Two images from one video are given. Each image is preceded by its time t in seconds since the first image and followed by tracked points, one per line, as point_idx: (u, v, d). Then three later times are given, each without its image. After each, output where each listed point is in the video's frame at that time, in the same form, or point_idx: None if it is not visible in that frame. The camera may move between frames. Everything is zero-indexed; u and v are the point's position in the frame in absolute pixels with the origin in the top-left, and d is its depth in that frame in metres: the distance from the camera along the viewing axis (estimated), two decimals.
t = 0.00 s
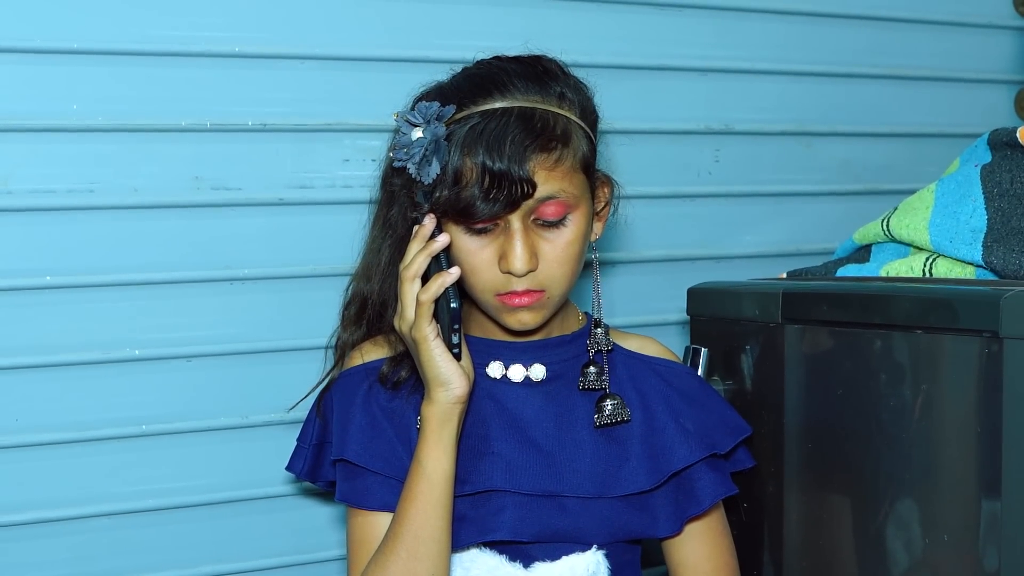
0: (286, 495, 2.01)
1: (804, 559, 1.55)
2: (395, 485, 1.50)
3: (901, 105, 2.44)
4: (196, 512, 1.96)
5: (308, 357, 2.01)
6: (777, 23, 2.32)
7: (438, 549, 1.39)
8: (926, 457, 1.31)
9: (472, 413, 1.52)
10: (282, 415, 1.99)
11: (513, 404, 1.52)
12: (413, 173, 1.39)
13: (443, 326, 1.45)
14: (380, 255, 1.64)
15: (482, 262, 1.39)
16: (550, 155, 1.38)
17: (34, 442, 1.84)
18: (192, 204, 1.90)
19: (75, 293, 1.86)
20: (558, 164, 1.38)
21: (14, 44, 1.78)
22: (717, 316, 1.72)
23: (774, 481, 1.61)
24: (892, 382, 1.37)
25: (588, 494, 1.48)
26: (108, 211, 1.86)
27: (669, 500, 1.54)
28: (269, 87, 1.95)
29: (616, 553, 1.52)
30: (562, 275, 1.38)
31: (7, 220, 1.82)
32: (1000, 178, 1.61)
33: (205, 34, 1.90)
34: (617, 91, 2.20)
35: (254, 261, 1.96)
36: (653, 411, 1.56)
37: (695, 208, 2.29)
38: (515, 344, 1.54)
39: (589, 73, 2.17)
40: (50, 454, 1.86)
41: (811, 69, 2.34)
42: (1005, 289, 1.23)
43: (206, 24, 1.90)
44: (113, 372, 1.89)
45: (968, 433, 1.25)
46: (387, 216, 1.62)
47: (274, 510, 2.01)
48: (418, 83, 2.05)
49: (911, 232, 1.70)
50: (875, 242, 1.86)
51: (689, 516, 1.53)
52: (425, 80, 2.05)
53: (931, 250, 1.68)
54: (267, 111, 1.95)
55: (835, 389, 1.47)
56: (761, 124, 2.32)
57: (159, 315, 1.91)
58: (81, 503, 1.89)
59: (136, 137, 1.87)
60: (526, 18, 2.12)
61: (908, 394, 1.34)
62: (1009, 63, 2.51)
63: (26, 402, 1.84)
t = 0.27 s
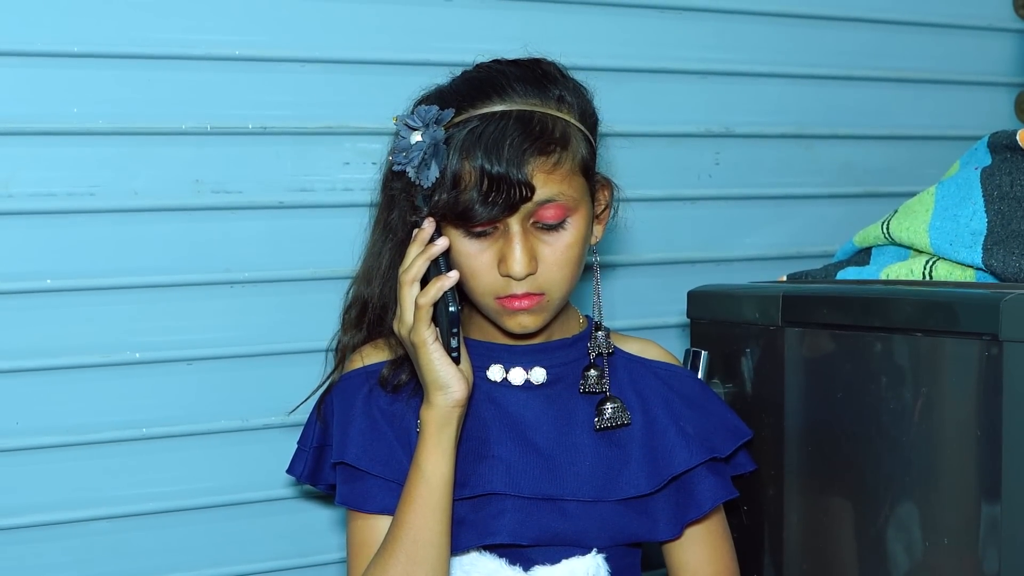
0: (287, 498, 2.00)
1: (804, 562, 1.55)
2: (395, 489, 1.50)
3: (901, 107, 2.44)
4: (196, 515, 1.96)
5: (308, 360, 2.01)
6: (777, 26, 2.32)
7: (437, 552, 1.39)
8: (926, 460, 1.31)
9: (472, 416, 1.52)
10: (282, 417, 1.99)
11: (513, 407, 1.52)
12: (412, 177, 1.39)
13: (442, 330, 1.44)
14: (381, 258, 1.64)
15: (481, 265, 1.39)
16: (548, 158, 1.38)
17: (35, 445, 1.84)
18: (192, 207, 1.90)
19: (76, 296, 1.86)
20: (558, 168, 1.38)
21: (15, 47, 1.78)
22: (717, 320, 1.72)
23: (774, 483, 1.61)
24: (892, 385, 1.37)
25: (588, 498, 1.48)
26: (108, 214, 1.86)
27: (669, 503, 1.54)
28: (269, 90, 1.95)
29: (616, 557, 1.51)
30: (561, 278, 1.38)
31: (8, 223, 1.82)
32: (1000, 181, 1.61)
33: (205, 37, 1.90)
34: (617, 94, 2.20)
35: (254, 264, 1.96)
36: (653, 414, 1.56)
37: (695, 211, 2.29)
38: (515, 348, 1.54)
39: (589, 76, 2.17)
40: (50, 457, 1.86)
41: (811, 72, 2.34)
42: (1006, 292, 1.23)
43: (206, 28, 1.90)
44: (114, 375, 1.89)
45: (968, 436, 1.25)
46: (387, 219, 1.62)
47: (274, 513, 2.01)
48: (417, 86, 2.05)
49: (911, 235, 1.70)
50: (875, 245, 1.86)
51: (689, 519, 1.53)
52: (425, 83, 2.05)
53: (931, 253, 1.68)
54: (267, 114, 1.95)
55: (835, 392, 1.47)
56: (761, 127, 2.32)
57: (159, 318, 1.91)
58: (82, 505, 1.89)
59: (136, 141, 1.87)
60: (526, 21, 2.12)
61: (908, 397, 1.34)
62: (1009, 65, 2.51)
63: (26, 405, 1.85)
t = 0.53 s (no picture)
0: (287, 504, 2.01)
1: (804, 568, 1.55)
2: (395, 496, 1.50)
3: (901, 114, 2.44)
4: (196, 521, 1.95)
5: (308, 366, 2.01)
6: (777, 32, 2.32)
7: (437, 560, 1.39)
8: (925, 467, 1.31)
9: (472, 424, 1.52)
10: (282, 424, 1.99)
11: (513, 415, 1.52)
12: (413, 185, 1.39)
13: (442, 338, 1.44)
14: (382, 266, 1.64)
15: (482, 273, 1.39)
16: (548, 165, 1.38)
17: (35, 451, 1.83)
18: (192, 214, 1.90)
19: (76, 303, 1.86)
20: (557, 175, 1.38)
21: (15, 54, 1.79)
22: (718, 327, 1.72)
23: (774, 491, 1.61)
24: (892, 392, 1.37)
25: (589, 506, 1.48)
26: (109, 221, 1.86)
27: (669, 512, 1.54)
28: (269, 97, 1.95)
29: (616, 564, 1.51)
30: (561, 285, 1.38)
31: (7, 230, 1.82)
32: (1000, 188, 1.61)
33: (205, 43, 1.91)
34: (617, 101, 2.21)
35: (254, 270, 1.96)
36: (654, 422, 1.56)
37: (696, 217, 2.30)
38: (515, 356, 1.54)
39: (589, 83, 2.18)
40: (50, 463, 1.86)
41: (810, 78, 2.35)
42: (1005, 300, 1.23)
43: (206, 35, 1.91)
44: (114, 382, 1.89)
45: (968, 443, 1.25)
46: (388, 227, 1.62)
47: (274, 520, 2.01)
48: (417, 93, 2.05)
49: (911, 243, 1.70)
50: (874, 252, 1.86)
51: (689, 528, 1.53)
52: (424, 90, 2.06)
53: (930, 261, 1.68)
54: (267, 121, 1.96)
55: (834, 400, 1.47)
56: (761, 133, 2.32)
57: (159, 324, 1.91)
58: (81, 512, 1.88)
59: (137, 147, 1.88)
60: (525, 28, 2.13)
61: (908, 405, 1.34)
62: (1008, 72, 2.51)
63: (26, 412, 1.84)
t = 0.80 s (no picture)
0: (274, 511, 2.00)
1: None
2: (385, 504, 1.50)
3: (887, 121, 2.46)
4: (183, 528, 1.94)
5: (297, 373, 2.01)
6: (764, 40, 2.34)
7: (428, 567, 1.39)
8: (912, 475, 1.32)
9: (462, 431, 1.52)
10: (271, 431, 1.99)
11: (503, 422, 1.53)
12: (403, 193, 1.40)
13: (432, 345, 1.44)
14: (372, 274, 1.64)
15: (472, 280, 1.39)
16: (539, 173, 1.38)
17: (22, 458, 1.82)
18: (180, 220, 1.90)
19: (64, 309, 1.85)
20: (548, 183, 1.38)
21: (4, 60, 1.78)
22: (704, 334, 1.73)
23: (760, 497, 1.62)
24: (878, 400, 1.38)
25: (578, 513, 1.48)
26: (97, 227, 1.86)
27: (658, 518, 1.54)
28: (258, 103, 1.95)
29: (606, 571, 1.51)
30: (551, 293, 1.39)
31: None
32: (986, 197, 1.63)
33: (194, 50, 1.91)
34: (605, 108, 2.22)
35: (242, 277, 1.96)
36: (642, 429, 1.57)
37: (682, 225, 2.30)
38: (505, 363, 1.54)
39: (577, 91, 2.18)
40: (36, 470, 1.85)
41: (798, 86, 2.36)
42: (991, 309, 1.24)
43: (195, 41, 1.91)
44: (101, 389, 1.88)
45: (954, 451, 1.26)
46: (378, 234, 1.61)
47: (261, 526, 2.00)
48: (406, 100, 2.05)
49: (896, 250, 1.72)
50: (860, 260, 1.87)
51: (678, 534, 1.53)
52: (413, 97, 2.06)
53: (916, 268, 1.69)
54: (256, 127, 1.96)
55: (820, 408, 1.48)
56: (748, 141, 2.34)
57: (147, 331, 1.90)
58: (68, 519, 1.87)
59: (125, 154, 1.87)
60: (514, 35, 2.13)
61: (894, 413, 1.35)
62: (992, 80, 2.54)
63: (12, 418, 1.83)
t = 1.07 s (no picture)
0: (269, 513, 1.99)
1: None
2: (383, 506, 1.50)
3: (878, 127, 2.48)
4: (177, 530, 1.94)
5: (292, 375, 2.01)
6: (756, 45, 2.35)
7: (426, 569, 1.40)
8: (904, 478, 1.33)
9: (459, 434, 1.53)
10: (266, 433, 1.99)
11: (500, 424, 1.53)
12: (403, 196, 1.40)
13: (431, 348, 1.45)
14: (368, 275, 1.64)
15: (470, 283, 1.40)
16: (539, 178, 1.39)
17: (15, 460, 1.81)
18: (174, 222, 1.89)
19: (59, 311, 1.85)
20: (547, 187, 1.39)
21: None
22: (697, 338, 1.74)
23: (752, 501, 1.63)
24: (869, 404, 1.39)
25: (576, 515, 1.49)
26: (92, 229, 1.85)
27: (655, 521, 1.55)
28: (252, 106, 1.95)
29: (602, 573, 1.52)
30: (550, 296, 1.39)
31: None
32: (978, 203, 1.65)
33: (189, 52, 1.90)
34: (598, 112, 2.23)
35: (236, 279, 1.95)
36: (638, 432, 1.58)
37: (675, 229, 2.32)
38: (501, 366, 1.55)
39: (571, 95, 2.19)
40: (30, 471, 1.84)
41: (790, 91, 2.38)
42: (983, 314, 1.25)
43: (189, 43, 1.91)
44: (96, 391, 1.87)
45: (947, 455, 1.27)
46: (376, 238, 1.62)
47: (256, 528, 2.00)
48: (399, 103, 2.05)
49: (888, 255, 1.73)
50: (852, 264, 1.89)
51: (675, 537, 1.54)
52: (406, 100, 2.06)
53: (909, 273, 1.71)
54: (250, 130, 1.96)
55: (814, 412, 1.49)
56: (740, 145, 2.35)
57: (142, 333, 1.90)
58: (62, 521, 1.86)
59: (120, 156, 1.87)
60: (507, 39, 2.14)
61: (887, 417, 1.36)
62: (981, 86, 2.56)
63: (7, 419, 1.82)
